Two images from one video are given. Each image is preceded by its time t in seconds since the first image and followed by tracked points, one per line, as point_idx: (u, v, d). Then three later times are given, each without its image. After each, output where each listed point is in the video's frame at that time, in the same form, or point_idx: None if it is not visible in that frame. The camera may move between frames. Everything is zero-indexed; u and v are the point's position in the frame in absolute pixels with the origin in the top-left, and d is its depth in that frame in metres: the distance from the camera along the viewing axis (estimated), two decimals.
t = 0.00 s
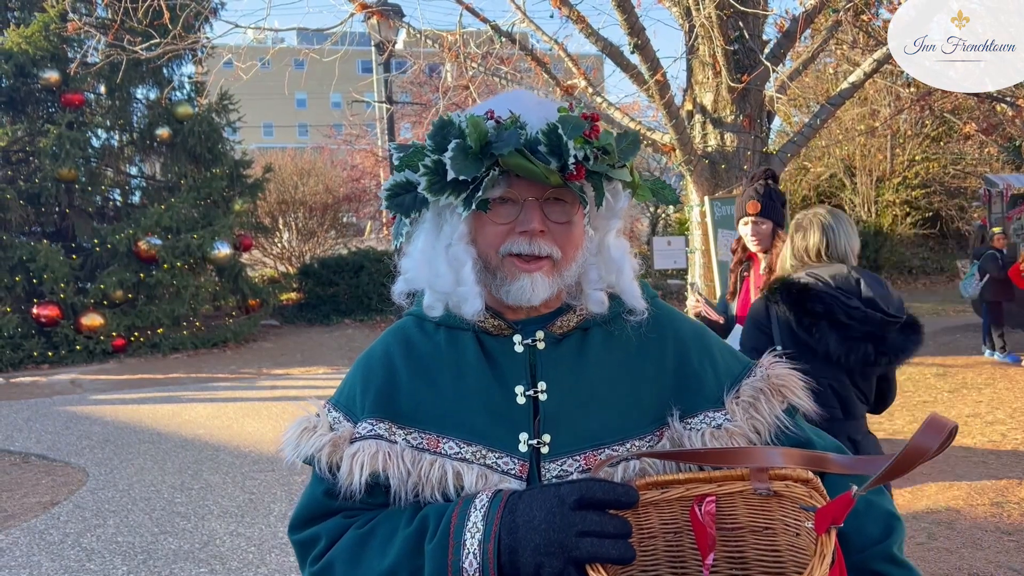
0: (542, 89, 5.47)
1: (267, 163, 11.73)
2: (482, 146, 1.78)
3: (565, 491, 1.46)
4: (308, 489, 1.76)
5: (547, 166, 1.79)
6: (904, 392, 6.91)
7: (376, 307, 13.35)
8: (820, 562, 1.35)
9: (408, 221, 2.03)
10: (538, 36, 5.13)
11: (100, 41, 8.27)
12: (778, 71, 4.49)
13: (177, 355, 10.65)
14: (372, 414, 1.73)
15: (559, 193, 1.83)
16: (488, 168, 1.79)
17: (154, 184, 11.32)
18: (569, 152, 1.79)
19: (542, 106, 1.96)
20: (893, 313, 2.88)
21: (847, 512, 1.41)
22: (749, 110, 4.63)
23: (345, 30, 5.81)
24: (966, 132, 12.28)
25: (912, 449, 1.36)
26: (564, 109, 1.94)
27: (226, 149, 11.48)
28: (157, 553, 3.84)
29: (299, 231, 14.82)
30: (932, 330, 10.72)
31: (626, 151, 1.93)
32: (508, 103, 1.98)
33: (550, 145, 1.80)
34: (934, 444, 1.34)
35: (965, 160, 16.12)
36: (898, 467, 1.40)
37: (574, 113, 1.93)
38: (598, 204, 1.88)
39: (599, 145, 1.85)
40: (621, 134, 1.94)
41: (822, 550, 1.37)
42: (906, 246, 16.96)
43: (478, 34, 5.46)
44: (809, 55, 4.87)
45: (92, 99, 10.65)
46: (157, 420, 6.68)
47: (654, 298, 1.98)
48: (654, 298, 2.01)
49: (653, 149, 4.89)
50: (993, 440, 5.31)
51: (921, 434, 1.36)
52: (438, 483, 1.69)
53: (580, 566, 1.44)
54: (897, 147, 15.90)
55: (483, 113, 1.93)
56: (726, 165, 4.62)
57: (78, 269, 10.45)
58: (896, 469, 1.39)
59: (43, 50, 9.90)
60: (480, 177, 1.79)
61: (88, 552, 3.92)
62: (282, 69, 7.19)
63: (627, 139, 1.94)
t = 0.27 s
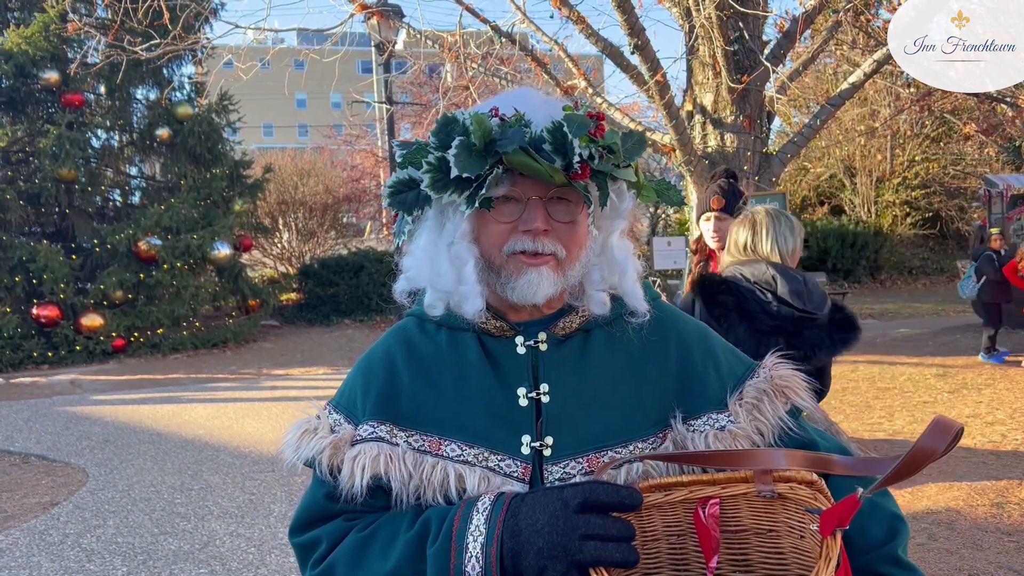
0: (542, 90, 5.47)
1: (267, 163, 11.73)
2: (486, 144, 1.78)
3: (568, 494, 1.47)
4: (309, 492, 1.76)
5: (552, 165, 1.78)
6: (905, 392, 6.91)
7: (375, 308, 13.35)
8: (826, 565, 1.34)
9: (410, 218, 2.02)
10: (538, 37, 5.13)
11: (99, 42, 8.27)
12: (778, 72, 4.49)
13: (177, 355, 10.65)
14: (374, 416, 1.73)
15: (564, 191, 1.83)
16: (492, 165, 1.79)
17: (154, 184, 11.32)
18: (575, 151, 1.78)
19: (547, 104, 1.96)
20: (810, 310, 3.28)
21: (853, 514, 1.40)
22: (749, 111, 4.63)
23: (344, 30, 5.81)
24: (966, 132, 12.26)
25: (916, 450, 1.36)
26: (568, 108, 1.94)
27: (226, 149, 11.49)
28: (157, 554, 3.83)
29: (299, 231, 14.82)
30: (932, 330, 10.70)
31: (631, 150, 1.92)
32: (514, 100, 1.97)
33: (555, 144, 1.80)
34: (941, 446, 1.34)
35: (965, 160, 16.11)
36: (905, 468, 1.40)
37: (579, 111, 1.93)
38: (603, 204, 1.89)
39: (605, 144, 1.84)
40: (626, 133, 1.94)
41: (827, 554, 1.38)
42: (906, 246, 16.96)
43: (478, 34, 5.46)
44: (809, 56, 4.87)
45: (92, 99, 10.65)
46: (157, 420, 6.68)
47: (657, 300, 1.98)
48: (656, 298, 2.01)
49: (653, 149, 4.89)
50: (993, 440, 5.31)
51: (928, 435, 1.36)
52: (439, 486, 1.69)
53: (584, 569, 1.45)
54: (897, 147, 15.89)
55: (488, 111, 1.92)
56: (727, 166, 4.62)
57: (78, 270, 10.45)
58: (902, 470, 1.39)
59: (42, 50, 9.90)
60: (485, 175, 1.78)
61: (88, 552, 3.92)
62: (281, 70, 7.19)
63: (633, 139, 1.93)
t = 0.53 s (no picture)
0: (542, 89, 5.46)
1: (267, 163, 11.74)
2: (496, 118, 1.80)
3: (572, 494, 1.47)
4: (309, 491, 1.75)
5: (560, 143, 1.80)
6: (905, 392, 6.90)
7: (375, 308, 13.35)
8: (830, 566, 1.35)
9: (418, 201, 2.02)
10: (538, 37, 5.13)
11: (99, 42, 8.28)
12: (778, 72, 4.49)
13: (177, 355, 10.66)
14: (376, 415, 1.73)
15: (571, 174, 1.83)
16: (500, 140, 1.80)
17: (154, 184, 11.31)
18: (583, 127, 1.80)
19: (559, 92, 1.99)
20: (727, 320, 3.10)
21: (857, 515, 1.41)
22: (749, 111, 4.62)
23: (345, 30, 5.81)
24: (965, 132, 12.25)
25: (922, 451, 1.37)
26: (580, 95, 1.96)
27: (226, 150, 11.48)
28: (157, 554, 3.83)
29: (299, 231, 14.82)
30: (931, 330, 10.70)
31: (639, 141, 1.95)
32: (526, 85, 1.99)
33: (564, 121, 1.82)
34: (947, 447, 1.35)
35: (965, 160, 16.09)
36: (909, 470, 1.41)
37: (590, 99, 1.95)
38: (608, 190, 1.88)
39: (614, 127, 1.87)
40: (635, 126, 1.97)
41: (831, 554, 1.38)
42: (906, 246, 16.96)
43: (478, 34, 5.46)
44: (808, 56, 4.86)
45: (92, 99, 10.65)
46: (157, 420, 6.69)
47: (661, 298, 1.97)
48: (659, 296, 2.00)
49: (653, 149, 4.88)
50: (993, 441, 5.30)
51: (934, 436, 1.37)
52: (441, 485, 1.69)
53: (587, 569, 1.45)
54: (897, 147, 15.90)
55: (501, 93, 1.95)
56: (726, 166, 4.68)
57: (78, 270, 10.45)
58: (907, 472, 1.40)
59: (43, 50, 9.90)
60: (491, 149, 1.79)
61: (88, 552, 3.92)
62: (281, 70, 7.19)
63: (639, 131, 1.96)
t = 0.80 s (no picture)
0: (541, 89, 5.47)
1: (267, 163, 11.75)
2: (508, 113, 1.81)
3: (574, 489, 1.47)
4: (311, 485, 1.75)
5: (570, 140, 1.80)
6: (904, 392, 6.91)
7: (375, 308, 13.36)
8: (830, 563, 1.35)
9: (428, 192, 2.02)
10: (537, 37, 5.13)
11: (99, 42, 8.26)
12: (778, 72, 4.49)
13: (177, 356, 10.66)
14: (380, 410, 1.73)
15: (580, 172, 1.83)
16: (511, 135, 1.80)
17: (154, 184, 11.31)
18: (594, 126, 1.81)
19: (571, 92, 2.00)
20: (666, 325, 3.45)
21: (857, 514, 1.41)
22: (749, 111, 4.63)
23: (344, 30, 5.81)
24: (964, 132, 12.25)
25: (920, 449, 1.37)
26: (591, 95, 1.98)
27: (226, 150, 11.49)
28: (156, 555, 3.83)
29: (299, 231, 14.84)
30: (931, 331, 10.70)
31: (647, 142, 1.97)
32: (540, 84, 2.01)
33: (575, 119, 1.83)
34: (945, 445, 1.36)
35: (965, 160, 16.09)
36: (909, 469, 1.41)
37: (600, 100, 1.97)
38: (615, 189, 1.90)
39: (624, 127, 1.89)
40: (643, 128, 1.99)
41: (831, 551, 1.38)
42: (906, 246, 16.97)
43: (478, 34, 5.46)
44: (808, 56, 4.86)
45: (91, 99, 10.65)
46: (157, 420, 6.68)
47: (664, 299, 1.98)
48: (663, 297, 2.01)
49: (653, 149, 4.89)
50: (993, 441, 5.31)
51: (932, 434, 1.38)
52: (443, 481, 1.69)
53: (588, 567, 1.44)
54: (896, 147, 15.92)
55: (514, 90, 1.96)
56: (726, 167, 4.65)
57: (78, 270, 10.44)
58: (906, 470, 1.40)
59: (42, 50, 9.90)
60: (502, 143, 1.80)
61: (88, 552, 3.92)
62: (281, 70, 7.18)
63: (649, 131, 1.97)
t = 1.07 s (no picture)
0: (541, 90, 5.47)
1: (266, 163, 11.75)
2: (542, 112, 1.81)
3: (574, 472, 1.45)
4: (312, 476, 1.75)
5: (597, 145, 1.82)
6: (904, 392, 6.91)
7: (375, 308, 13.36)
8: (828, 537, 1.33)
9: (444, 179, 1.99)
10: (537, 37, 5.13)
11: (99, 42, 8.24)
12: (778, 71, 4.50)
13: (177, 356, 10.65)
14: (379, 400, 1.72)
15: (597, 176, 1.85)
16: (543, 135, 1.80)
17: (153, 184, 11.30)
18: (624, 135, 1.84)
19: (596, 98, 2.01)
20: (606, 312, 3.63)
21: (854, 489, 1.40)
22: (749, 110, 4.63)
23: (344, 31, 5.81)
24: (964, 131, 12.22)
25: (911, 423, 1.36)
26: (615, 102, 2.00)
27: (225, 150, 11.50)
28: (156, 555, 3.83)
29: (298, 231, 14.84)
30: (930, 330, 10.71)
31: (664, 153, 1.97)
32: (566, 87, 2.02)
33: (604, 124, 1.85)
34: (936, 416, 1.34)
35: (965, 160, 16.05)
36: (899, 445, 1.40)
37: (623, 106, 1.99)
38: (630, 196, 1.91)
39: (649, 136, 1.91)
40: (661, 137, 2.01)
41: (830, 526, 1.36)
42: (905, 246, 16.97)
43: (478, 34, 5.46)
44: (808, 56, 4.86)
45: (91, 99, 10.64)
46: (156, 420, 6.68)
47: (661, 296, 1.99)
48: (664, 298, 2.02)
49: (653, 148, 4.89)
50: (992, 440, 5.31)
51: (922, 407, 1.36)
52: (443, 469, 1.68)
53: (588, 548, 1.43)
54: (896, 147, 15.93)
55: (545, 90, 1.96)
56: (725, 166, 4.65)
57: (77, 270, 10.43)
58: (898, 444, 1.38)
59: (42, 50, 9.90)
60: (535, 142, 1.79)
61: (88, 552, 3.92)
62: (281, 70, 7.18)
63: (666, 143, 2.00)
